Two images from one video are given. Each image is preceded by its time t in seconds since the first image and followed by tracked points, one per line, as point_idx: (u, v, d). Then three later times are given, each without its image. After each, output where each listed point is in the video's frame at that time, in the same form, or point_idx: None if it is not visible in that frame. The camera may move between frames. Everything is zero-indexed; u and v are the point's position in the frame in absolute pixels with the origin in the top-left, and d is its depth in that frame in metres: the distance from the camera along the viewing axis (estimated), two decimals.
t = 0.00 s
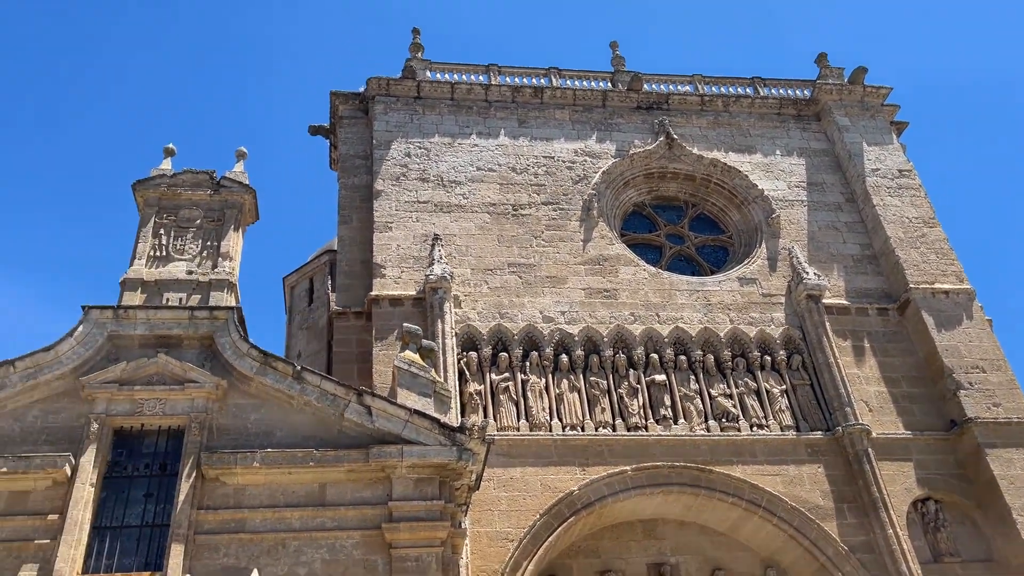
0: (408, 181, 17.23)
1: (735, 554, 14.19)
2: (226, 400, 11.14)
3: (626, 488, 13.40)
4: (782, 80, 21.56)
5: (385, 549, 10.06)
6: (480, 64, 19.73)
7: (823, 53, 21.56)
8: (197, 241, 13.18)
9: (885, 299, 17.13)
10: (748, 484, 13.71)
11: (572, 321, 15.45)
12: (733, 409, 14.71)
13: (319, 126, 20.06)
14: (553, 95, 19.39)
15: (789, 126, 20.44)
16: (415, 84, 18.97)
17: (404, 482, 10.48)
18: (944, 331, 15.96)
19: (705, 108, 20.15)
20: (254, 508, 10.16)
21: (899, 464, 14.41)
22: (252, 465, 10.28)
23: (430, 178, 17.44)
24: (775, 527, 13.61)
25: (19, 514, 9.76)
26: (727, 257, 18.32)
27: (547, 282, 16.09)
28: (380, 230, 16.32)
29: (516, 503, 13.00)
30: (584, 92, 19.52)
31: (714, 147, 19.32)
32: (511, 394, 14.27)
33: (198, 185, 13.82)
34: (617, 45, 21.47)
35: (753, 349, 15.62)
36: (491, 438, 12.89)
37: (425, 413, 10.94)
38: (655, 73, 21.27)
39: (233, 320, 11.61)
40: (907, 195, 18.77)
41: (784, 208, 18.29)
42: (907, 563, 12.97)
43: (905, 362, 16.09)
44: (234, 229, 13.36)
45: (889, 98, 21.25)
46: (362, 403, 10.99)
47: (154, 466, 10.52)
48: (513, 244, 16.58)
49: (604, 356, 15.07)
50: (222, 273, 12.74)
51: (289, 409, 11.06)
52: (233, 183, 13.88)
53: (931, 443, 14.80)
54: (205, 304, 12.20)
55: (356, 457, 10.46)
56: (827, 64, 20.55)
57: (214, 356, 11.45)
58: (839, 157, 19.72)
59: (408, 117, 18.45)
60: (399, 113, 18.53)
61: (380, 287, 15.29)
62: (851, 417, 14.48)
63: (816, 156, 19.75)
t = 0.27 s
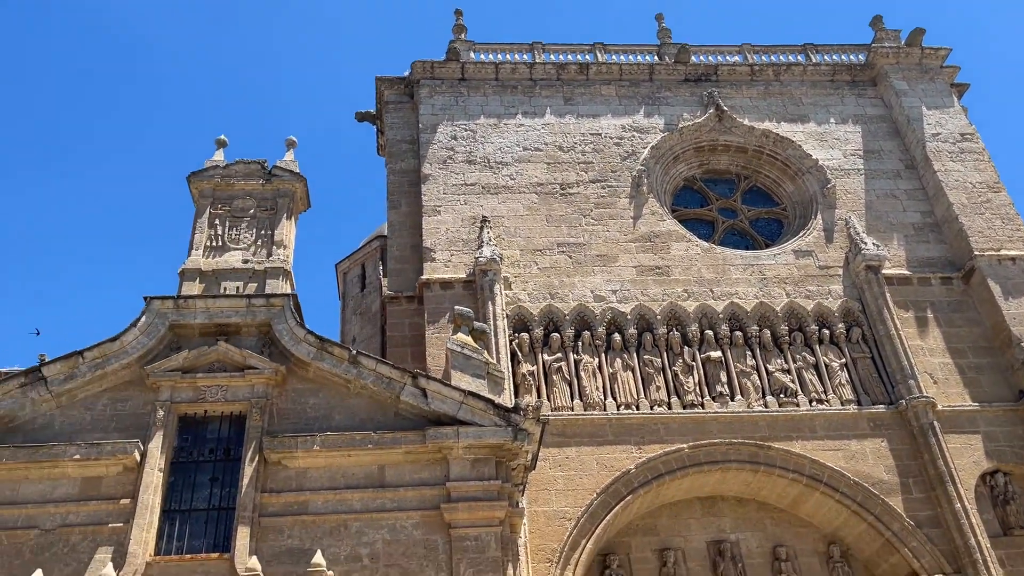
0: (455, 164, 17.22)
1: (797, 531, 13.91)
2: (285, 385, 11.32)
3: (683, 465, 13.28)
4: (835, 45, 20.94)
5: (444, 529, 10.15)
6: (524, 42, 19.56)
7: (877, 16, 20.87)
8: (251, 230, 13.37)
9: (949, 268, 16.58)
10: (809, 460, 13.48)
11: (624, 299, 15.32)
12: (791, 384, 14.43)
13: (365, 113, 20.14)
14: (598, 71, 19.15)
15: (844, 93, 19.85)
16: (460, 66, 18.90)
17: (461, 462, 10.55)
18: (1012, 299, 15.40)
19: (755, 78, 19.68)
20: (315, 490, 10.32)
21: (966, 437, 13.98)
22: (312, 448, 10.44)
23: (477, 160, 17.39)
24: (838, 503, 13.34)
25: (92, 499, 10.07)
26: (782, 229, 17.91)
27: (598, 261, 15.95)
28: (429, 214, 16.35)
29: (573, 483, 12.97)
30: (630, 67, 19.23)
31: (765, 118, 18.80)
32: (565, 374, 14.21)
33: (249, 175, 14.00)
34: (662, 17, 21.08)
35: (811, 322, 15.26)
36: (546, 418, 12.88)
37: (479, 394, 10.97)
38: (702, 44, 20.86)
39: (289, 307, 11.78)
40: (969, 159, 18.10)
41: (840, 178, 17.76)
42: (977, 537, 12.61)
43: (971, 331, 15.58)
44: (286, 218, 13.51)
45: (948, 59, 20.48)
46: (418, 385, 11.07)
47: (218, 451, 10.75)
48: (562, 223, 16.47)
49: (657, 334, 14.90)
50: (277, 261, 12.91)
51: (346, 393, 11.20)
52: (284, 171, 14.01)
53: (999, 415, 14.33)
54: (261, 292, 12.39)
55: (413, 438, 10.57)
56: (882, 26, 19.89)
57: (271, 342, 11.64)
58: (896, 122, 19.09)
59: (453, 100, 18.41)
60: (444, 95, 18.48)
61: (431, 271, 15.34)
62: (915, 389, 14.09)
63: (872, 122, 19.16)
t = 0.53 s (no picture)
0: (494, 145, 17.19)
1: (847, 508, 13.75)
2: (332, 369, 11.49)
3: (731, 443, 13.19)
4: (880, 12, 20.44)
5: (492, 508, 10.23)
6: (561, 20, 19.40)
7: None
8: (295, 217, 13.53)
9: (1002, 237, 16.13)
10: (859, 436, 13.29)
11: (667, 277, 15.19)
12: (840, 359, 14.21)
13: (403, 96, 20.19)
14: (637, 47, 18.96)
15: (890, 60, 19.37)
16: (496, 46, 18.82)
17: (507, 443, 10.62)
18: None
19: (798, 48, 19.28)
20: (364, 471, 10.48)
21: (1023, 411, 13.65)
22: (361, 430, 10.60)
23: (516, 140, 17.34)
24: (890, 479, 13.14)
25: (149, 482, 10.35)
26: (828, 202, 17.58)
27: (640, 239, 15.85)
28: (469, 196, 16.37)
29: (619, 462, 12.97)
30: (669, 41, 18.97)
31: (809, 89, 18.44)
32: (609, 353, 14.17)
33: (291, 162, 14.14)
34: None
35: (859, 296, 14.98)
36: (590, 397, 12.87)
37: (523, 374, 11.02)
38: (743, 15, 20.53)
39: (334, 292, 11.93)
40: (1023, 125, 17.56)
41: (887, 147, 17.33)
42: None
43: None
44: (328, 204, 13.64)
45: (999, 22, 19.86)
46: (462, 366, 11.15)
47: (269, 434, 10.96)
48: (603, 201, 16.37)
49: (702, 311, 14.77)
50: (320, 247, 13.05)
51: (392, 376, 11.33)
52: (325, 157, 14.12)
53: None
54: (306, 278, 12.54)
55: (459, 419, 10.66)
56: None
57: (317, 327, 11.80)
58: (946, 89, 18.55)
59: (490, 81, 18.34)
60: (481, 76, 18.43)
61: (472, 253, 15.37)
62: (969, 362, 13.78)
63: (921, 89, 18.66)
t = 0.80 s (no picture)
0: (538, 121, 17.11)
1: (907, 479, 13.53)
2: (384, 348, 11.64)
3: (785, 415, 13.05)
4: None
5: (545, 483, 10.31)
6: None
7: None
8: (343, 199, 13.68)
9: None
10: (918, 406, 13.04)
11: (717, 249, 15.01)
12: (897, 329, 13.90)
13: (446, 76, 20.18)
14: (681, 15, 18.57)
15: (945, 20, 18.79)
16: (538, 21, 18.67)
17: (559, 418, 10.67)
18: None
19: (848, 11, 18.78)
20: (418, 449, 10.63)
21: None
22: (414, 408, 10.74)
23: (560, 116, 17.23)
24: (951, 449, 12.88)
25: (211, 462, 10.65)
26: (882, 168, 17.16)
27: (688, 212, 15.67)
28: (514, 173, 16.35)
29: (672, 436, 12.93)
30: (714, 9, 18.63)
31: (860, 52, 17.90)
32: (659, 328, 14.09)
33: (338, 145, 14.27)
34: None
35: (917, 264, 14.64)
36: (641, 372, 12.84)
37: (573, 350, 11.05)
38: None
39: (383, 273, 12.07)
40: None
41: (944, 109, 16.84)
42: None
43: None
44: (375, 185, 13.75)
45: None
46: (512, 344, 11.21)
47: (325, 413, 11.18)
48: (650, 175, 16.21)
49: (753, 283, 14.58)
50: (369, 229, 13.19)
51: (443, 354, 11.45)
52: (371, 139, 14.21)
53: None
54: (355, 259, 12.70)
55: (510, 396, 10.73)
56: None
57: (369, 308, 11.96)
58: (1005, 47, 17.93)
59: (533, 56, 18.22)
60: (523, 52, 18.32)
61: (519, 231, 15.38)
62: None
63: (978, 48, 18.05)
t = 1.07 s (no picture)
0: (582, 97, 16.94)
1: (969, 452, 13.20)
2: (434, 329, 11.70)
3: (841, 389, 12.81)
4: None
5: (597, 461, 10.30)
6: None
7: None
8: (389, 182, 13.76)
9: None
10: (980, 376, 12.70)
11: (768, 221, 14.74)
12: (956, 298, 13.51)
13: (488, 54, 20.08)
14: None
15: None
16: None
17: (610, 396, 10.63)
18: None
19: None
20: (470, 428, 10.69)
21: None
22: (464, 388, 10.79)
23: (604, 90, 17.03)
24: (1015, 420, 12.52)
25: (269, 443, 10.86)
26: (939, 133, 16.65)
27: (737, 184, 15.40)
28: (559, 150, 16.24)
29: (725, 411, 12.80)
30: None
31: (914, 13, 17.40)
32: (710, 303, 13.92)
33: (383, 128, 14.32)
34: None
35: (977, 231, 14.21)
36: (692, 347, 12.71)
37: (623, 327, 10.98)
38: None
39: (431, 255, 12.12)
40: None
41: (1003, 71, 16.29)
42: None
43: None
44: (421, 167, 13.78)
45: None
46: (561, 322, 11.18)
47: (377, 394, 11.31)
48: (697, 147, 15.95)
49: (806, 255, 14.29)
50: (415, 211, 13.25)
51: (492, 333, 11.47)
52: (415, 121, 14.23)
53: None
54: (403, 242, 12.77)
55: (560, 374, 10.71)
56: None
57: (417, 289, 12.02)
58: None
59: (576, 31, 18.02)
60: (565, 28, 18.12)
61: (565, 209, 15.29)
62: None
63: None
